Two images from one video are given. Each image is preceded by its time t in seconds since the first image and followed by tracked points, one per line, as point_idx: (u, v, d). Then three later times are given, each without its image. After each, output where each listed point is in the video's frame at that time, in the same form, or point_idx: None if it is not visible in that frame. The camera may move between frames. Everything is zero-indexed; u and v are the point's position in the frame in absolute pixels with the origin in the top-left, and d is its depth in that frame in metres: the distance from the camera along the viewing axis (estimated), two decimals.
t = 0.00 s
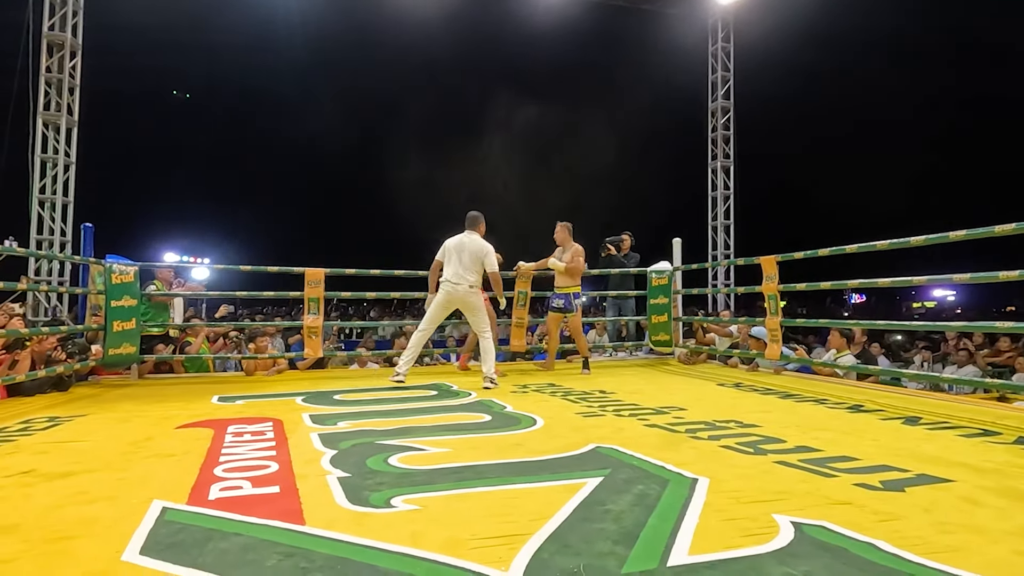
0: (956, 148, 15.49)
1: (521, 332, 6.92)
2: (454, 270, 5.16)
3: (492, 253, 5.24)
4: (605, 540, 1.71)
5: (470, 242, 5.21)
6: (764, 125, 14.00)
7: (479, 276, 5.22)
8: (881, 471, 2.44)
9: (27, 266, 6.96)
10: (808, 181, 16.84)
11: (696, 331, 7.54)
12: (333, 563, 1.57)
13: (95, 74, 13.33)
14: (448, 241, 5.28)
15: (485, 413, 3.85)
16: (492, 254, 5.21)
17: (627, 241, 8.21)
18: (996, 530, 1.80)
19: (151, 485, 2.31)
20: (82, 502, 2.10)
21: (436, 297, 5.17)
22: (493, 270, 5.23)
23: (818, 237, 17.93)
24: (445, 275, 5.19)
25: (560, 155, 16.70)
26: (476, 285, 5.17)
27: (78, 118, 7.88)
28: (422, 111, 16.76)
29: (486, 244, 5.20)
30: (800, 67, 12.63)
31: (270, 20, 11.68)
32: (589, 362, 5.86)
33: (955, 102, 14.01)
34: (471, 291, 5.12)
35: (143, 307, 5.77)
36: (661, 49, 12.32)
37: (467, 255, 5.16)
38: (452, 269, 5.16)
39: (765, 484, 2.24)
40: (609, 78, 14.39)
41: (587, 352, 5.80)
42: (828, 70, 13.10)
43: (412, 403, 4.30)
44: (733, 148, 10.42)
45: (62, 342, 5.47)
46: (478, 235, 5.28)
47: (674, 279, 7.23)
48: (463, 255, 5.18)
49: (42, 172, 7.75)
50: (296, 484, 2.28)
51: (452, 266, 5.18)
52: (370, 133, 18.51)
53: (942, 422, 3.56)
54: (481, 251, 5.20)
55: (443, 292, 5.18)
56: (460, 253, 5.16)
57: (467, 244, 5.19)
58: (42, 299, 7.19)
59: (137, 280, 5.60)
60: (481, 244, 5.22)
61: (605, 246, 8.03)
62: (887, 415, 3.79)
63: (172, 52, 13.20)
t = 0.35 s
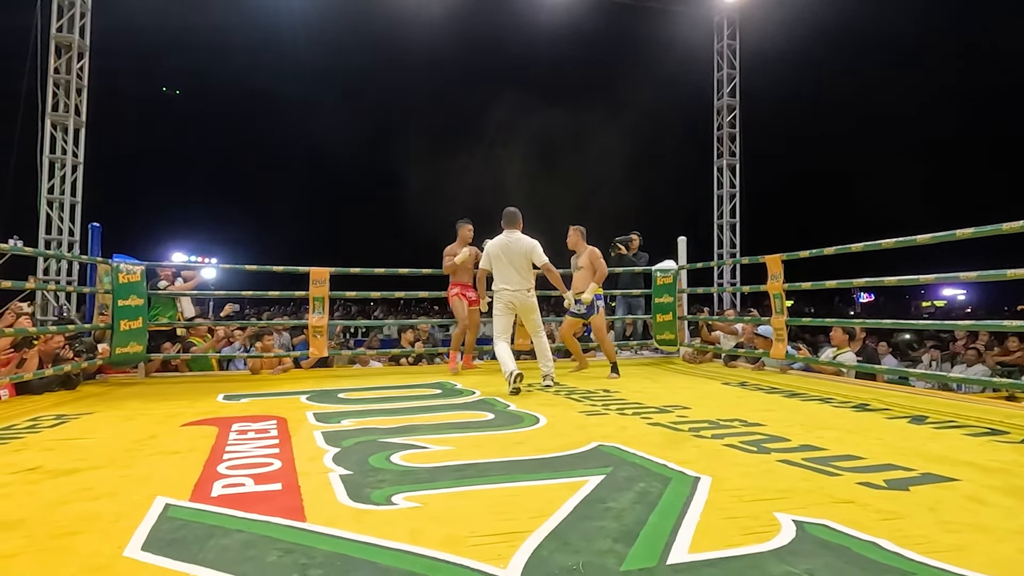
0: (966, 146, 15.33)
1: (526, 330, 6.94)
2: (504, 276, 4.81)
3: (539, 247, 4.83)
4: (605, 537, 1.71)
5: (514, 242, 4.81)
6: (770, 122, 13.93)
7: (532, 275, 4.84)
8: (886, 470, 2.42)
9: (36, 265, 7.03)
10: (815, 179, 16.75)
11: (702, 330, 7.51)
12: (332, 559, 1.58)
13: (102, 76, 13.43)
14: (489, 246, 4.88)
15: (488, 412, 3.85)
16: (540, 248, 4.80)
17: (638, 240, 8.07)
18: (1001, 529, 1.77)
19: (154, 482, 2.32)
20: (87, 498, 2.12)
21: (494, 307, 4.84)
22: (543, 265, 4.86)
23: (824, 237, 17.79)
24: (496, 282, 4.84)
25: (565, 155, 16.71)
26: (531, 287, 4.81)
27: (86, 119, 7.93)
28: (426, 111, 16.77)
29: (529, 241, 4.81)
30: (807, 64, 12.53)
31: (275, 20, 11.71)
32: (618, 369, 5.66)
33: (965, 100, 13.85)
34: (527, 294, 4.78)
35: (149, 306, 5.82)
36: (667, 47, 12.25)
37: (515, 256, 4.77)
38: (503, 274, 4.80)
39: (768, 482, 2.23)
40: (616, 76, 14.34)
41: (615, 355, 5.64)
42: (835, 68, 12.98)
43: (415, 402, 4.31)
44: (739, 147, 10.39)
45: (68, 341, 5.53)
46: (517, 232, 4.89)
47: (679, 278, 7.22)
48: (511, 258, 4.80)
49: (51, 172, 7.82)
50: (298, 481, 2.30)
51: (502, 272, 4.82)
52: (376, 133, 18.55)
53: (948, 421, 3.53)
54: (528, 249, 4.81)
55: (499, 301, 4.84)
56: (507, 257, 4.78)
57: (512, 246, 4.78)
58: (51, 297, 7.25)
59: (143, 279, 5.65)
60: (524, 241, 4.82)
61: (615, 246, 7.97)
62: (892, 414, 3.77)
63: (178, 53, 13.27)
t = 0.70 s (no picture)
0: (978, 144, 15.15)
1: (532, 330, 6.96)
2: (513, 253, 4.48)
3: (548, 227, 4.59)
4: (608, 537, 1.71)
5: (523, 219, 4.52)
6: (778, 121, 13.83)
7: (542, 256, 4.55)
8: (893, 470, 2.40)
9: (47, 264, 7.10)
10: (824, 177, 16.64)
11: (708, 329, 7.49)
12: (336, 557, 1.59)
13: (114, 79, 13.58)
14: (497, 224, 4.54)
15: (494, 411, 3.85)
16: (548, 228, 4.57)
17: (641, 238, 8.01)
18: (1009, 530, 1.76)
19: (162, 479, 2.35)
20: (96, 495, 2.14)
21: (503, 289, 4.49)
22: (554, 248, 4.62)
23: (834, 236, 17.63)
24: (505, 261, 4.50)
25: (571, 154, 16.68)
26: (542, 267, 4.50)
27: (96, 121, 8.01)
28: (434, 111, 16.79)
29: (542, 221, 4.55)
30: (815, 62, 12.44)
31: (283, 21, 11.79)
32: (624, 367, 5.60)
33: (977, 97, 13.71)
34: (538, 275, 4.46)
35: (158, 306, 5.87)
36: (674, 45, 12.19)
37: (527, 235, 4.48)
38: (511, 253, 4.46)
39: (773, 482, 2.22)
40: (622, 75, 14.31)
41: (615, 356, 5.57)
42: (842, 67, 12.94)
43: (421, 401, 4.32)
44: (747, 145, 10.35)
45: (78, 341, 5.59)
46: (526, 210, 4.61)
47: (686, 277, 7.19)
48: (520, 234, 4.49)
49: (62, 173, 7.91)
50: (304, 479, 2.31)
51: (510, 250, 4.48)
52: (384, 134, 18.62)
53: (957, 421, 3.50)
54: (537, 227, 4.54)
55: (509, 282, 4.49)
56: (517, 233, 4.47)
57: (522, 225, 4.48)
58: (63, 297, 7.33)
59: (152, 278, 5.70)
60: (532, 219, 4.54)
61: (619, 246, 7.94)
62: (901, 414, 3.74)
63: (189, 54, 13.40)
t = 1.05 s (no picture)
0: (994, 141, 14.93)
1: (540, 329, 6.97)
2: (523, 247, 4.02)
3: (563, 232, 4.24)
4: (617, 536, 1.71)
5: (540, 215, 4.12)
6: (788, 119, 13.72)
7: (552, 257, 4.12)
8: (905, 471, 2.38)
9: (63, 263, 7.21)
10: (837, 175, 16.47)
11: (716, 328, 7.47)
12: (346, 554, 1.60)
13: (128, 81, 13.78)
14: (512, 218, 4.06)
15: (503, 410, 3.86)
16: (565, 233, 4.23)
17: (643, 235, 7.99)
18: None
19: (175, 476, 2.38)
20: (111, 491, 2.18)
21: (505, 284, 3.98)
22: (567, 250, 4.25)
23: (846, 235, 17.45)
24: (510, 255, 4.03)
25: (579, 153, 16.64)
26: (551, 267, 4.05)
27: (110, 121, 8.11)
28: (443, 111, 16.83)
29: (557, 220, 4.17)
30: (827, 57, 12.32)
31: (294, 22, 11.88)
32: (596, 367, 5.34)
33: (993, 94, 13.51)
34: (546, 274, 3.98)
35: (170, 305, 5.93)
36: (683, 43, 12.11)
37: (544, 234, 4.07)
38: (522, 247, 4.01)
39: (783, 482, 2.21)
40: (631, 74, 14.26)
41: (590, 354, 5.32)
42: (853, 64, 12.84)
43: (430, 400, 4.34)
44: (757, 143, 10.27)
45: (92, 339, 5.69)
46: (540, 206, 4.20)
47: (696, 276, 7.15)
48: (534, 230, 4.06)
49: (76, 174, 8.01)
50: (314, 476, 2.34)
51: (520, 243, 4.03)
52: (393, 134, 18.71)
53: (972, 422, 3.46)
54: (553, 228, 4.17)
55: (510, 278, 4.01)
56: (531, 227, 4.03)
57: (540, 223, 4.08)
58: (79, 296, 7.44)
59: (165, 278, 5.78)
60: (550, 218, 4.16)
61: (620, 243, 7.93)
62: (913, 414, 3.70)
63: (201, 55, 13.54)
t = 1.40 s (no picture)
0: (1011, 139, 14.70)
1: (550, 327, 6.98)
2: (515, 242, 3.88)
3: (559, 223, 4.06)
4: (629, 536, 1.71)
5: (532, 206, 3.97)
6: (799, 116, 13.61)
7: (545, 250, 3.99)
8: (920, 473, 2.36)
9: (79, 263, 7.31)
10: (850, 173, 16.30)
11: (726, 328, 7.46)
12: (360, 551, 1.62)
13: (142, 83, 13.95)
14: (501, 210, 3.89)
15: (513, 409, 3.87)
16: (559, 222, 4.09)
17: (648, 234, 8.05)
18: None
19: (191, 473, 2.41)
20: (129, 487, 2.21)
21: (496, 279, 3.82)
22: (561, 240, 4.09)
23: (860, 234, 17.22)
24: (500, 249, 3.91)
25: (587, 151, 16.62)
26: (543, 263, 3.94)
27: (125, 123, 8.20)
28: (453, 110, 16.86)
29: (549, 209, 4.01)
30: (839, 54, 12.20)
31: (306, 23, 11.96)
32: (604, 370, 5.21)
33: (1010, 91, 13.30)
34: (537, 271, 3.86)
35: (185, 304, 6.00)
36: (689, 38, 12.06)
37: (535, 226, 3.92)
38: (514, 240, 3.88)
39: (796, 483, 2.20)
40: (641, 73, 14.22)
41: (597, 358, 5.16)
42: (865, 62, 12.73)
43: (440, 399, 4.35)
44: (768, 141, 10.19)
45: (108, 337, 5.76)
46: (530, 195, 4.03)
47: (706, 275, 7.11)
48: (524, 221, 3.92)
49: (92, 174, 8.12)
50: (327, 474, 2.36)
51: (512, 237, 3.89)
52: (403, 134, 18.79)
53: (988, 424, 3.41)
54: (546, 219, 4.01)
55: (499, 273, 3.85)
56: (521, 219, 3.90)
57: (529, 213, 3.92)
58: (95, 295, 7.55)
59: (179, 277, 5.83)
60: (543, 208, 4.01)
61: (626, 241, 7.94)
62: (928, 415, 3.66)
63: (213, 56, 13.66)
